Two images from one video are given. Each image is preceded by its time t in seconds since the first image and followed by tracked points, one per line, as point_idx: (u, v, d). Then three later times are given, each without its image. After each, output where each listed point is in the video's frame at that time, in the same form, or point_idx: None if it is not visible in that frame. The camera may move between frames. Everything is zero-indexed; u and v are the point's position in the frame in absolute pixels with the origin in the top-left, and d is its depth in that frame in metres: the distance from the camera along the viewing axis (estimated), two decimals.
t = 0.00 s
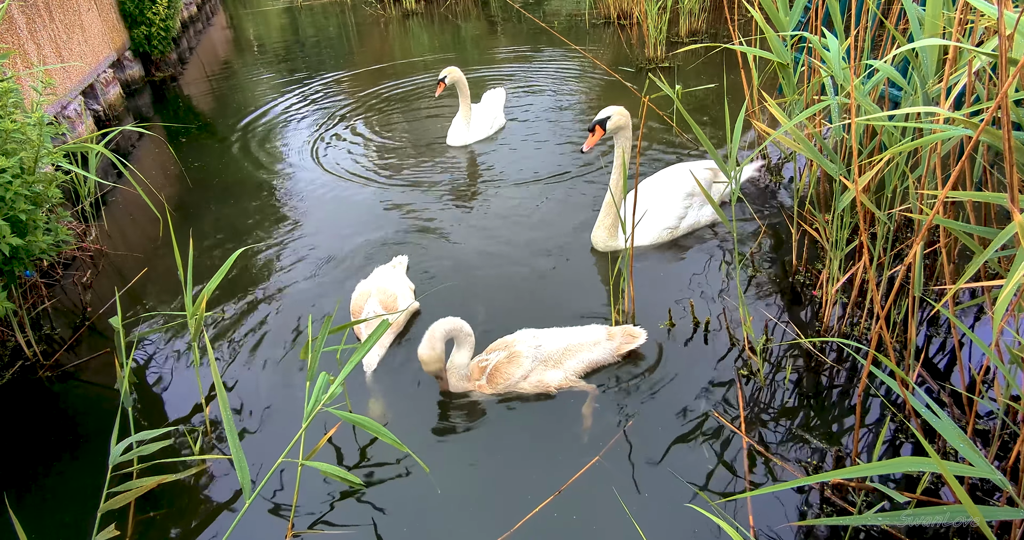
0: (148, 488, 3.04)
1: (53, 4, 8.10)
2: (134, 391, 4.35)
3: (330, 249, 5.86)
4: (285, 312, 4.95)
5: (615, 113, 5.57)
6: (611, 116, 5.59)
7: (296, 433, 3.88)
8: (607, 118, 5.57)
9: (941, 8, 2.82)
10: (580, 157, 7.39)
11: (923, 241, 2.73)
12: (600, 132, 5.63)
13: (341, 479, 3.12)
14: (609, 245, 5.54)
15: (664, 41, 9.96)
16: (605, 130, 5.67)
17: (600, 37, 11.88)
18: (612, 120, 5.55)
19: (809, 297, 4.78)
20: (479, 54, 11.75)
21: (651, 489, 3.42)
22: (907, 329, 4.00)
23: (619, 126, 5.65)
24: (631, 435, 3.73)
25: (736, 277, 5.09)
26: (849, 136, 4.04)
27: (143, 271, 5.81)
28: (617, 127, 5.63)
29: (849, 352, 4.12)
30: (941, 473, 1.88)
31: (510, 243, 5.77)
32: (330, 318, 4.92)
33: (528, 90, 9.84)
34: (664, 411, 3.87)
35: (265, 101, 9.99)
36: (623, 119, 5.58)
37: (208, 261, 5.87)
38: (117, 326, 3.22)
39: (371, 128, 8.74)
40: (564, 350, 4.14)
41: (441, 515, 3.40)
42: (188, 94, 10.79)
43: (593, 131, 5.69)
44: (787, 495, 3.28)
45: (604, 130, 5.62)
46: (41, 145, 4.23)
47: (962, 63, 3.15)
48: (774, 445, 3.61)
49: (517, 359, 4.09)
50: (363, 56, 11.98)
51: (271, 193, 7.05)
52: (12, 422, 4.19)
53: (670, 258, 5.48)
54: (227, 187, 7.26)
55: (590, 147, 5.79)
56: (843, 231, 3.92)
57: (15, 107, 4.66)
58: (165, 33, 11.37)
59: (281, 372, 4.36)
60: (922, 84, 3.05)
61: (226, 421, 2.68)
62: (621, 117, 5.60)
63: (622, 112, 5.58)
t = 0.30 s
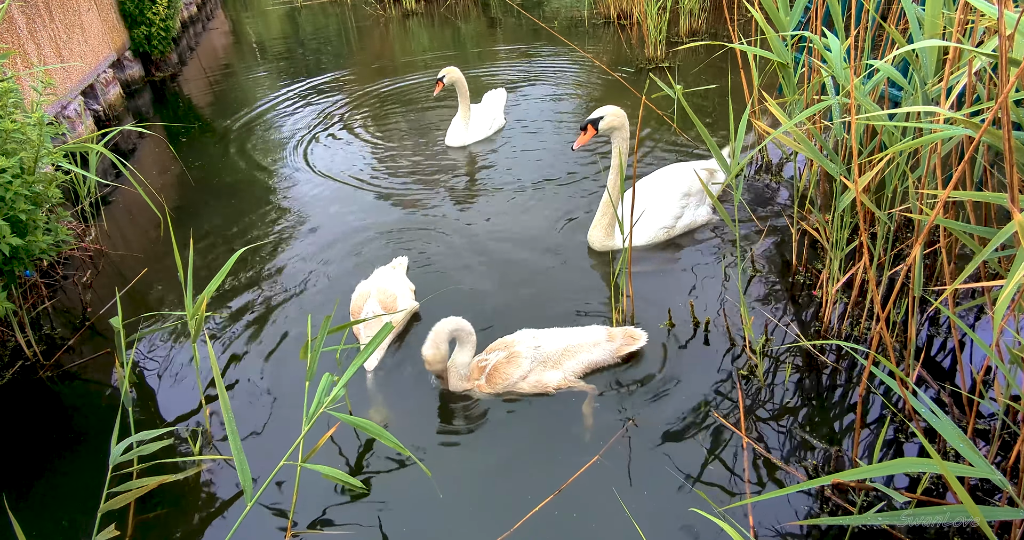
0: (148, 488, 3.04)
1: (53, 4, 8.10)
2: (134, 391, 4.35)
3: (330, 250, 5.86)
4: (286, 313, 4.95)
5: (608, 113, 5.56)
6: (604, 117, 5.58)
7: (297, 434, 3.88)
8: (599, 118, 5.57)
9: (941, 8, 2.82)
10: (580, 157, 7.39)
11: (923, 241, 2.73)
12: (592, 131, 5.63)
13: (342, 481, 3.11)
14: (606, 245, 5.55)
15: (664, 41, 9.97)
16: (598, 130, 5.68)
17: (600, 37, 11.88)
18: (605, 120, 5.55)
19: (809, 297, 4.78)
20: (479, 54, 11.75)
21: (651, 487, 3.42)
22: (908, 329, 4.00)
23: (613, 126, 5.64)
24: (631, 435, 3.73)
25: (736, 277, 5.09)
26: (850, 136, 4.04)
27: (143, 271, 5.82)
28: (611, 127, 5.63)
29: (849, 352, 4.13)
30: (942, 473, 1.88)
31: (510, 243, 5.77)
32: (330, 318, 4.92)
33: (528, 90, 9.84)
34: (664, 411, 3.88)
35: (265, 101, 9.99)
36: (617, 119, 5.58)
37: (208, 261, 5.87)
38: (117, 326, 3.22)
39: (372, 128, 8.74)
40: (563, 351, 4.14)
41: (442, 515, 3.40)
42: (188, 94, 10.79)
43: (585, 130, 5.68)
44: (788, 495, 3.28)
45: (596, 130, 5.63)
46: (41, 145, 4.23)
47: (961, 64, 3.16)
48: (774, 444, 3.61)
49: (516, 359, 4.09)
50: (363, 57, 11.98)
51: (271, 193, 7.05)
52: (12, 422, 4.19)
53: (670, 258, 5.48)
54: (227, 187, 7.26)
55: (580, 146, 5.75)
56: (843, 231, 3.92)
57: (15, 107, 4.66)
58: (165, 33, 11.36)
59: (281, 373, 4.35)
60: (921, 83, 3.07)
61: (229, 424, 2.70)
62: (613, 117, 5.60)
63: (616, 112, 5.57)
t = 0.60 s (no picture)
0: (148, 488, 3.04)
1: (53, 4, 8.09)
2: (134, 391, 4.35)
3: (330, 250, 5.86)
4: (286, 313, 4.95)
5: (604, 113, 5.57)
6: (600, 117, 5.59)
7: (297, 435, 3.87)
8: (594, 118, 5.57)
9: (941, 8, 2.82)
10: (580, 157, 7.39)
11: (923, 241, 2.73)
12: (588, 131, 5.64)
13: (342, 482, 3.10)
14: (604, 245, 5.54)
15: (664, 41, 9.97)
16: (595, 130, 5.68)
17: (600, 36, 11.88)
18: (601, 121, 5.55)
19: (809, 297, 4.78)
20: (479, 54, 11.75)
21: (651, 486, 3.43)
22: (908, 329, 4.00)
23: (610, 126, 5.63)
24: (631, 435, 3.73)
25: (736, 277, 5.10)
26: (850, 137, 4.04)
27: (143, 271, 5.82)
28: (607, 127, 5.63)
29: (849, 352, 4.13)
30: (941, 473, 1.87)
31: (510, 242, 5.78)
32: (330, 317, 4.92)
33: (528, 90, 9.83)
34: (663, 410, 3.88)
35: (265, 101, 9.99)
36: (613, 119, 5.57)
37: (208, 261, 5.87)
38: (117, 325, 3.22)
39: (372, 128, 8.74)
40: (563, 351, 4.13)
41: (442, 515, 3.39)
42: (188, 94, 10.79)
43: (583, 131, 5.70)
44: (788, 495, 3.28)
45: (592, 130, 5.62)
46: (41, 145, 4.23)
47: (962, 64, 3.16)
48: (774, 444, 3.61)
49: (516, 358, 4.10)
50: (363, 57, 11.98)
51: (271, 193, 7.05)
52: (12, 422, 4.19)
53: (670, 258, 5.49)
54: (226, 187, 7.27)
55: (576, 146, 5.75)
56: (843, 231, 3.93)
57: (15, 107, 4.67)
58: (165, 33, 11.36)
59: (281, 372, 4.35)
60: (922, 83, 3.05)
61: (227, 423, 2.67)
62: (609, 117, 5.59)
63: (612, 112, 5.57)
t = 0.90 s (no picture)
0: (148, 488, 3.03)
1: (53, 4, 8.09)
2: (134, 391, 4.35)
3: (329, 250, 5.86)
4: (286, 313, 4.95)
5: (603, 114, 5.57)
6: (599, 118, 5.59)
7: (297, 435, 3.87)
8: (594, 118, 5.56)
9: (941, 8, 2.82)
10: (580, 157, 7.39)
11: (923, 242, 2.73)
12: (587, 132, 5.61)
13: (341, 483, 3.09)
14: (603, 245, 5.54)
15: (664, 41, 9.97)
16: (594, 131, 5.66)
17: (600, 36, 11.88)
18: (601, 122, 5.55)
19: (809, 297, 4.78)
20: (479, 54, 11.75)
21: (652, 486, 3.43)
22: (908, 329, 4.00)
23: (609, 127, 5.63)
24: (631, 435, 3.73)
25: (736, 277, 5.09)
26: (849, 136, 4.04)
27: (143, 271, 5.81)
28: (606, 129, 5.63)
29: (849, 352, 4.13)
30: (941, 473, 1.87)
31: (510, 242, 5.78)
32: (330, 318, 4.93)
33: (528, 90, 9.83)
34: (663, 411, 3.87)
35: (265, 101, 9.99)
36: (612, 120, 5.58)
37: (208, 261, 5.87)
38: (117, 325, 3.21)
39: (372, 128, 8.74)
40: (563, 351, 4.13)
41: (442, 515, 3.39)
42: (188, 94, 10.79)
43: (581, 131, 5.66)
44: (788, 495, 3.28)
45: (591, 131, 5.61)
46: (41, 145, 4.23)
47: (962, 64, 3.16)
48: (774, 444, 3.61)
49: (516, 357, 4.09)
50: (363, 57, 11.98)
51: (271, 193, 7.05)
52: (12, 422, 4.19)
53: (669, 257, 5.49)
54: (226, 187, 7.26)
55: (575, 146, 5.73)
56: (843, 231, 3.93)
57: (15, 107, 4.66)
58: (165, 33, 11.36)
59: (281, 372, 4.36)
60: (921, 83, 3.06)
61: (226, 424, 2.66)
62: (608, 118, 5.60)
63: (611, 113, 5.57)
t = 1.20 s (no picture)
0: (149, 488, 3.03)
1: (53, 4, 8.09)
2: (134, 390, 4.35)
3: (329, 250, 5.87)
4: (286, 313, 4.95)
5: (603, 114, 5.56)
6: (599, 118, 5.59)
7: (297, 435, 3.88)
8: (594, 118, 5.54)
9: (940, 8, 2.82)
10: (580, 157, 7.39)
11: (923, 241, 2.72)
12: (586, 132, 5.60)
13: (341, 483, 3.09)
14: (602, 243, 5.55)
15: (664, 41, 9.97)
16: (593, 131, 5.65)
17: (600, 36, 11.88)
18: (600, 122, 5.54)
19: (809, 297, 4.79)
20: (479, 54, 11.75)
21: (652, 485, 3.43)
22: (908, 328, 4.01)
23: (609, 128, 5.63)
24: (631, 435, 3.74)
25: (736, 277, 5.10)
26: (849, 137, 4.04)
27: (143, 271, 5.82)
28: (605, 128, 5.63)
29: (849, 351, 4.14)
30: (941, 473, 1.87)
31: (510, 242, 5.78)
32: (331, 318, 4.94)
33: (528, 90, 9.83)
34: (663, 412, 3.87)
35: (266, 101, 9.99)
36: (612, 120, 5.58)
37: (208, 261, 5.87)
38: (117, 326, 3.21)
39: (372, 128, 8.74)
40: (562, 350, 4.13)
41: (442, 514, 3.40)
42: (188, 94, 10.80)
43: (580, 131, 5.63)
44: (788, 495, 3.28)
45: (590, 131, 5.61)
46: (41, 145, 4.23)
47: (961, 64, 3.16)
48: (774, 444, 3.61)
49: (515, 356, 4.09)
50: (364, 57, 11.98)
51: (271, 193, 7.05)
52: (12, 422, 4.19)
53: (669, 257, 5.49)
54: (226, 188, 7.27)
55: (575, 146, 5.71)
56: (843, 231, 3.93)
57: (15, 107, 4.66)
58: (165, 33, 11.35)
59: (281, 372, 4.36)
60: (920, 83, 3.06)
61: (224, 426, 2.62)
62: (608, 118, 5.60)
63: (611, 113, 5.58)
